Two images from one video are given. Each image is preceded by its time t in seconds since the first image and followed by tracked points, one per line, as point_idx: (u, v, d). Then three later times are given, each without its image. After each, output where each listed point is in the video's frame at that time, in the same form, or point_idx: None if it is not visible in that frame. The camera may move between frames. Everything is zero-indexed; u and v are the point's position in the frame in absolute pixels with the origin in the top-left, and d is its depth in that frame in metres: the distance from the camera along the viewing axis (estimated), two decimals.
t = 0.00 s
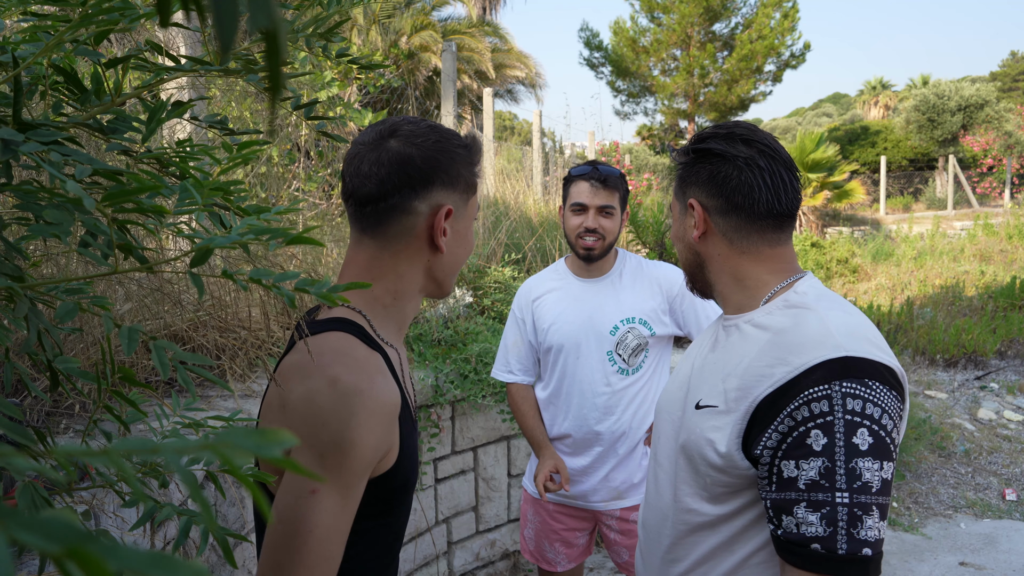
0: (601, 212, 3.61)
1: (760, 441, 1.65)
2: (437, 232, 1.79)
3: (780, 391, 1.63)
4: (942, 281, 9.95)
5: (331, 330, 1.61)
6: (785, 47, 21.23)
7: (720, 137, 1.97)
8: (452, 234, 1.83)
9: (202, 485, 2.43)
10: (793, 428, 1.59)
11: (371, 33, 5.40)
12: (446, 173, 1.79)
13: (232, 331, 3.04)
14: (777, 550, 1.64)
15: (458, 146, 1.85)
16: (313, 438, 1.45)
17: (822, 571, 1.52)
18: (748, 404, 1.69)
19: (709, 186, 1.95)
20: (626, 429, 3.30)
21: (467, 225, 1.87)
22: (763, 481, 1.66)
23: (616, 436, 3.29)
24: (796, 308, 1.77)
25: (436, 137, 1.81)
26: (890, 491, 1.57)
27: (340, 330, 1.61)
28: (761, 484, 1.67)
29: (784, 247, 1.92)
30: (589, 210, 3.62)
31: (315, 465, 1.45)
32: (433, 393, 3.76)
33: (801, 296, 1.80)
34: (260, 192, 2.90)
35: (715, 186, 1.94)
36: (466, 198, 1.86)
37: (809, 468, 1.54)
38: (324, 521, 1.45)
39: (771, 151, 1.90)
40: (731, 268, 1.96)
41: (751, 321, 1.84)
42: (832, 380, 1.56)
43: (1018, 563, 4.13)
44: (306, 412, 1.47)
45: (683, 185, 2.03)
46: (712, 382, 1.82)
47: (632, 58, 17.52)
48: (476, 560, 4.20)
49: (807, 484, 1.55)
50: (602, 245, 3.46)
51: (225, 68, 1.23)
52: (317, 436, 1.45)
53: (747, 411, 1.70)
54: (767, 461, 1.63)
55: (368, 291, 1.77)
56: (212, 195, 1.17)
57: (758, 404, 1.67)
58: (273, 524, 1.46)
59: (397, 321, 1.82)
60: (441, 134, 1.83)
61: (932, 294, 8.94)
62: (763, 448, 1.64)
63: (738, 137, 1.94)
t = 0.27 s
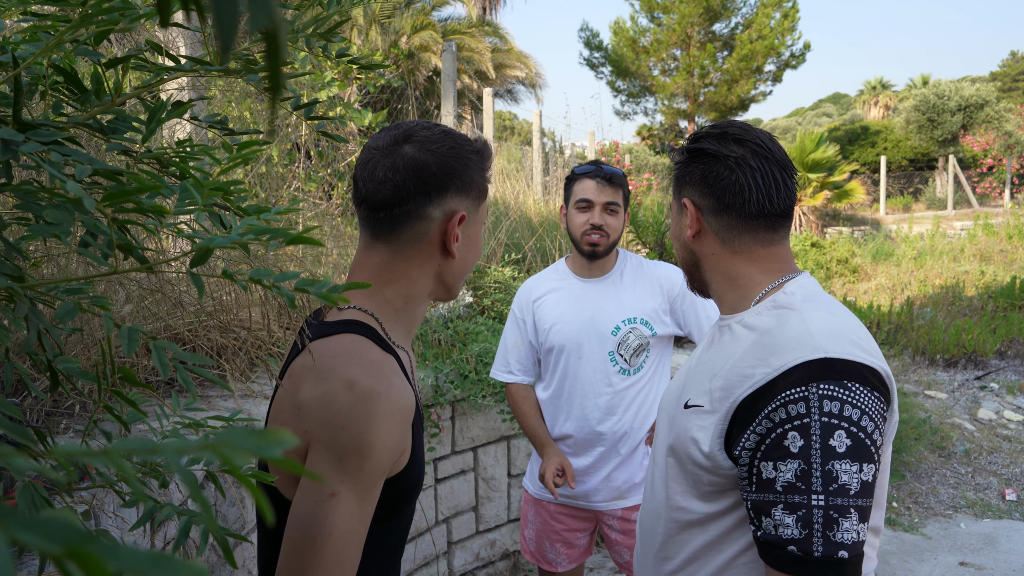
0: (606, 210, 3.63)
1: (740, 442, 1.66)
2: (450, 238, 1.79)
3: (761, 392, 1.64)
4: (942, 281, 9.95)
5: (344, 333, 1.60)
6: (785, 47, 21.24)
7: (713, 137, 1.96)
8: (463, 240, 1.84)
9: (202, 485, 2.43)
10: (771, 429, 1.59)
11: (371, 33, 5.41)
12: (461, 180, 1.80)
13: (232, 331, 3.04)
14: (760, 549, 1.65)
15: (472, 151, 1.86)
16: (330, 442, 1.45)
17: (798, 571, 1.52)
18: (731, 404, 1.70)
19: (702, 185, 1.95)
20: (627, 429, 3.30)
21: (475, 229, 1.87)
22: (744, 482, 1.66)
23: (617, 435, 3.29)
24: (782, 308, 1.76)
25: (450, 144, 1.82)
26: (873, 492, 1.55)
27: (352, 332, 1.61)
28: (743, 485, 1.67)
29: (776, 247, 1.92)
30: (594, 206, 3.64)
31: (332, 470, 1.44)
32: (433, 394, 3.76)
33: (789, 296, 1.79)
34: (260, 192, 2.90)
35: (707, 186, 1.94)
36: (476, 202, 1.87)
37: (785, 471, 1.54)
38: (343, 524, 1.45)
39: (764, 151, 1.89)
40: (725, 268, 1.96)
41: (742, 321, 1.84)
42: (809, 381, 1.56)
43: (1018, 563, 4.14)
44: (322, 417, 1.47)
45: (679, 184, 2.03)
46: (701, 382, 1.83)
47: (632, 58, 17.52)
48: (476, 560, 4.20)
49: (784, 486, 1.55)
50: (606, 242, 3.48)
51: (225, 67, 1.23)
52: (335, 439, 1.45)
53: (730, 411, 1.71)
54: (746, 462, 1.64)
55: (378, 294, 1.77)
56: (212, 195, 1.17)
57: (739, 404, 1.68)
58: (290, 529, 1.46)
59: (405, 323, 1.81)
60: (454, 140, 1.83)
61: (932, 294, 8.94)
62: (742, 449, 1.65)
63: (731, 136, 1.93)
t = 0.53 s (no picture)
0: (612, 210, 3.63)
1: (732, 442, 1.67)
2: (450, 240, 1.79)
3: (752, 393, 1.64)
4: (942, 281, 9.95)
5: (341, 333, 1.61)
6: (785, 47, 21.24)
7: (710, 138, 1.96)
8: (462, 242, 1.83)
9: (202, 485, 2.43)
10: (761, 430, 1.59)
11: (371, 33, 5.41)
12: (460, 183, 1.80)
13: (232, 331, 3.04)
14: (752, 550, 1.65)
15: (471, 155, 1.86)
16: (325, 438, 1.47)
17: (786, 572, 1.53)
18: (723, 405, 1.70)
19: (699, 186, 1.95)
20: (629, 428, 3.30)
21: (474, 231, 1.87)
22: (737, 483, 1.67)
23: (618, 435, 3.29)
24: (778, 309, 1.76)
25: (449, 151, 1.81)
26: (865, 495, 1.54)
27: (351, 334, 1.60)
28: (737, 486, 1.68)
29: (774, 247, 1.91)
30: (600, 205, 3.64)
31: (327, 466, 1.46)
32: (433, 394, 3.76)
33: (784, 296, 1.79)
34: (260, 192, 2.90)
35: (704, 187, 1.94)
36: (474, 204, 1.86)
37: (775, 472, 1.55)
38: (339, 519, 1.45)
39: (760, 151, 1.89)
40: (723, 268, 1.96)
41: (738, 322, 1.84)
42: (798, 383, 1.56)
43: (1018, 563, 4.14)
44: (317, 414, 1.48)
45: (677, 184, 2.03)
46: (697, 383, 1.83)
47: (632, 58, 17.51)
48: (476, 560, 4.20)
49: (774, 488, 1.55)
50: (613, 241, 3.48)
51: (225, 67, 1.24)
52: (329, 435, 1.46)
53: (722, 412, 1.71)
54: (739, 462, 1.65)
55: (379, 296, 1.77)
56: (212, 195, 1.17)
57: (731, 405, 1.69)
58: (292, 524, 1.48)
59: (405, 322, 1.81)
60: (453, 146, 1.83)
61: (932, 294, 8.94)
62: (734, 450, 1.66)
63: (728, 137, 1.93)
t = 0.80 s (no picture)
0: (617, 210, 3.63)
1: (733, 443, 1.66)
2: (441, 240, 1.78)
3: (754, 393, 1.64)
4: (942, 281, 9.95)
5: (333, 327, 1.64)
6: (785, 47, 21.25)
7: (714, 137, 1.96)
8: (456, 244, 1.82)
9: (202, 485, 2.43)
10: (763, 431, 1.59)
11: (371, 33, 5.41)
12: (454, 185, 1.80)
13: (232, 331, 3.04)
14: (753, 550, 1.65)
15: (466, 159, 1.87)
16: (356, 420, 1.50)
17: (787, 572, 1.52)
18: (726, 405, 1.70)
19: (703, 185, 1.95)
20: (632, 428, 3.30)
21: (470, 233, 1.86)
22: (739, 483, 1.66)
23: (622, 435, 3.29)
24: (780, 309, 1.76)
25: (447, 155, 1.83)
26: (866, 496, 1.55)
27: (342, 327, 1.63)
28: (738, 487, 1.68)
29: (778, 247, 1.91)
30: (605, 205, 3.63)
31: (369, 442, 1.49)
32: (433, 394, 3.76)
33: (788, 296, 1.79)
34: (260, 192, 2.90)
35: (708, 186, 1.94)
36: (470, 206, 1.86)
37: (777, 472, 1.55)
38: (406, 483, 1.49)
39: (765, 151, 1.89)
40: (726, 268, 1.96)
41: (741, 322, 1.84)
42: (800, 384, 1.56)
43: (1018, 563, 4.14)
44: (337, 402, 1.51)
45: (681, 184, 2.03)
46: (699, 383, 1.83)
47: (632, 58, 17.51)
48: (476, 560, 4.20)
49: (775, 488, 1.55)
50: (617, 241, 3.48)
51: (225, 67, 1.23)
52: (358, 416, 1.50)
53: (724, 411, 1.71)
54: (740, 463, 1.64)
55: (375, 292, 1.77)
56: (212, 195, 1.17)
57: (733, 405, 1.68)
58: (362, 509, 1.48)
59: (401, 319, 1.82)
60: (451, 151, 1.85)
61: (932, 294, 8.94)
62: (735, 450, 1.65)
63: (732, 136, 1.94)
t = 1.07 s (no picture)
0: (618, 210, 3.63)
1: (752, 443, 1.62)
2: (427, 237, 1.78)
3: (767, 388, 1.62)
4: (942, 281, 9.95)
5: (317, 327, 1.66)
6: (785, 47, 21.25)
7: (721, 136, 1.96)
8: (444, 240, 1.82)
9: (202, 485, 2.43)
10: (786, 425, 1.56)
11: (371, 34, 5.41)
12: (439, 182, 1.80)
13: (232, 331, 3.04)
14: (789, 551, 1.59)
15: (453, 157, 1.87)
16: (379, 405, 1.57)
17: (832, 564, 1.47)
18: (735, 403, 1.68)
19: (708, 184, 1.94)
20: (633, 428, 3.30)
21: (459, 230, 1.86)
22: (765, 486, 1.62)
23: (623, 435, 3.29)
24: (785, 304, 1.76)
25: (433, 152, 1.84)
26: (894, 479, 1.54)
27: (337, 320, 1.66)
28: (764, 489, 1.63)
29: (780, 249, 1.91)
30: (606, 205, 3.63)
31: (398, 423, 1.58)
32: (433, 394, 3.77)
33: (790, 292, 1.79)
34: (260, 192, 2.90)
35: (714, 185, 1.93)
36: (458, 204, 1.86)
37: (808, 463, 1.52)
38: (441, 451, 1.62)
39: (771, 151, 1.88)
40: (728, 267, 1.96)
41: (743, 318, 1.84)
42: (817, 373, 1.55)
43: (1018, 563, 4.14)
44: (358, 393, 1.56)
45: (685, 180, 2.03)
46: (703, 380, 1.82)
47: (632, 58, 17.51)
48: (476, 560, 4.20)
49: (809, 480, 1.52)
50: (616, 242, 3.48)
51: (225, 67, 1.23)
52: (382, 403, 1.57)
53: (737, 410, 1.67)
54: (763, 463, 1.60)
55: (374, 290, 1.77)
56: (212, 195, 1.17)
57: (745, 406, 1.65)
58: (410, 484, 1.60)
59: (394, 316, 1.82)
60: (438, 149, 1.86)
61: (932, 294, 8.94)
62: (757, 450, 1.61)
63: (739, 135, 1.93)
